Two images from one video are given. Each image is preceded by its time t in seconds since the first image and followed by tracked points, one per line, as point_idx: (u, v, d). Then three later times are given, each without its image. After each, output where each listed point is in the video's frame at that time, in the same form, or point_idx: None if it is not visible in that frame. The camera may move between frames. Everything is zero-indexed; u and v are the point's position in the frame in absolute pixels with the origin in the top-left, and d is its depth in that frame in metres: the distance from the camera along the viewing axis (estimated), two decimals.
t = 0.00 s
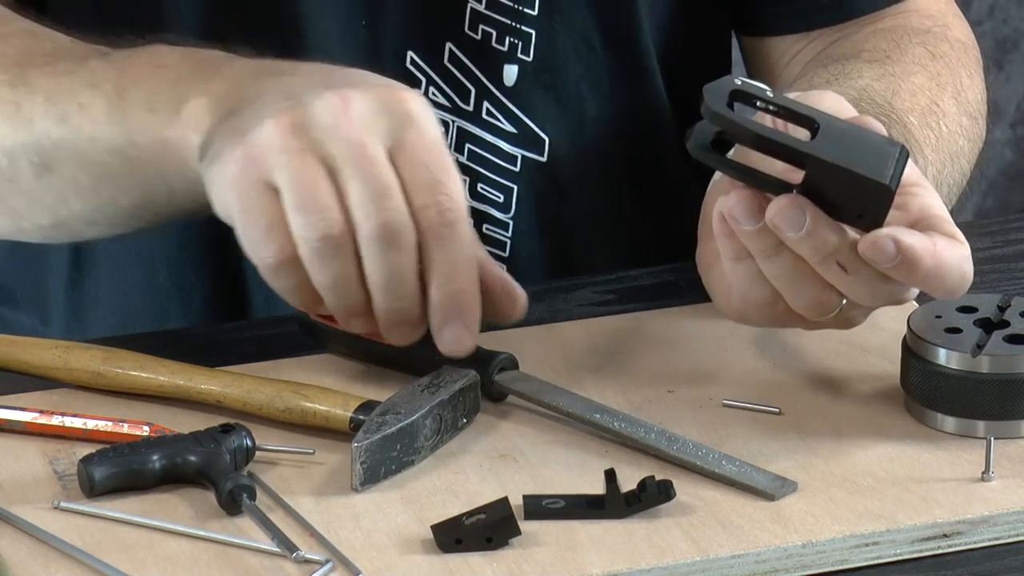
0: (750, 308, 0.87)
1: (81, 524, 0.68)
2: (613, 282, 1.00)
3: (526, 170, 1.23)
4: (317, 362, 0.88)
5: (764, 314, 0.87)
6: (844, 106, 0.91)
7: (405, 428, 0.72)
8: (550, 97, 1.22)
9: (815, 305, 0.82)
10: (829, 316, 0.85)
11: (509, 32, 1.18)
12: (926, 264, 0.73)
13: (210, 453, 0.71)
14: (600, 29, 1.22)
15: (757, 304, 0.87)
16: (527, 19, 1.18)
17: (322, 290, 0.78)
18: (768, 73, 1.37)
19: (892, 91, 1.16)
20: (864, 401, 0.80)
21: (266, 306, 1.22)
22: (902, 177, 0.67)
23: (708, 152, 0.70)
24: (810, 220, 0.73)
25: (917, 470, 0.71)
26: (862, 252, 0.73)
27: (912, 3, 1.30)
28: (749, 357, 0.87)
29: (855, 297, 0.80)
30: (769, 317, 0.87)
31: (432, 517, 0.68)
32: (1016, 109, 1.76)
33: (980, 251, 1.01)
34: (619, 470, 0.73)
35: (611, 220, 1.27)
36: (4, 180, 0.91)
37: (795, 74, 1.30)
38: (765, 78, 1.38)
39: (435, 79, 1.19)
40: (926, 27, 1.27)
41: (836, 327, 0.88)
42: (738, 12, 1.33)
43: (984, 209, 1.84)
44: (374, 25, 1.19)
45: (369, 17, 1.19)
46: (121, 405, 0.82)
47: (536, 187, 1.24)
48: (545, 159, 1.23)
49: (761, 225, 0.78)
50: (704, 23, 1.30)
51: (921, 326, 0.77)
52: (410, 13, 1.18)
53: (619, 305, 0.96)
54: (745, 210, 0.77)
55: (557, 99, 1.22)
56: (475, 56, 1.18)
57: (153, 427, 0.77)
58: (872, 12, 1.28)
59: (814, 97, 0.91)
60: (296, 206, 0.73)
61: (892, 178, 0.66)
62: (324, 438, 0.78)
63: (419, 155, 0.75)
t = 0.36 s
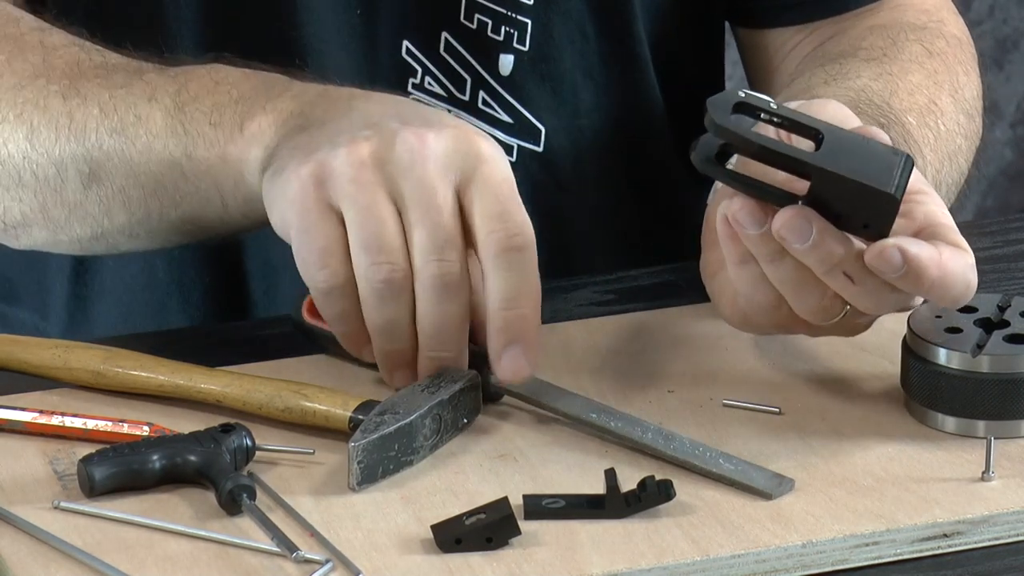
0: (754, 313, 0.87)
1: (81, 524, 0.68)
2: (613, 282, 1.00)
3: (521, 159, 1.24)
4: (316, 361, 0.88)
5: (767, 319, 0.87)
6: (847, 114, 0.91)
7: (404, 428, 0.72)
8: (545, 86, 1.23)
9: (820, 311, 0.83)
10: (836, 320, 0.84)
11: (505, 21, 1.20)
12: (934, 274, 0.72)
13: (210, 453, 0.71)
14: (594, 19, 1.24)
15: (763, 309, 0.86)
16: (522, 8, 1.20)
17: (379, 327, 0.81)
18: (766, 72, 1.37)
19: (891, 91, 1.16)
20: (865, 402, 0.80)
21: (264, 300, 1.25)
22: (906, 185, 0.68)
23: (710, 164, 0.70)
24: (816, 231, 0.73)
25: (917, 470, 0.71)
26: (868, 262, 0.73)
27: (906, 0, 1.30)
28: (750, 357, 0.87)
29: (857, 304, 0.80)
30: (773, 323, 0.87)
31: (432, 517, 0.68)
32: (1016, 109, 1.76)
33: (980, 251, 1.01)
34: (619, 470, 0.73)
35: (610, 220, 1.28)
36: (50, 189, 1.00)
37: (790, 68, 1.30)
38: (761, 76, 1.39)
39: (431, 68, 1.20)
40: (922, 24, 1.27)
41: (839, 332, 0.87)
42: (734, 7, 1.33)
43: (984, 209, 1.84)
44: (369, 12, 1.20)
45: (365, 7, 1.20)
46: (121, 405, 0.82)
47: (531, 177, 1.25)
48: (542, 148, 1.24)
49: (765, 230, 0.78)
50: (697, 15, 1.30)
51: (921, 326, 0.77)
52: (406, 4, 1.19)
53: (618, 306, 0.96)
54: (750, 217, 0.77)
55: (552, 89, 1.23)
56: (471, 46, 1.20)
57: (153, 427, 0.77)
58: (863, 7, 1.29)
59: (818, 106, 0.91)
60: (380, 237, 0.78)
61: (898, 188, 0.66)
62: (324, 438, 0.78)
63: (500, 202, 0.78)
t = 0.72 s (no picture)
0: (754, 308, 0.88)
1: (81, 524, 0.68)
2: (614, 281, 0.99)
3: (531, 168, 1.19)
4: (316, 360, 0.88)
5: (769, 314, 0.88)
6: (856, 110, 0.92)
7: (404, 428, 0.72)
8: (556, 92, 1.18)
9: (818, 305, 0.84)
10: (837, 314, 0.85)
11: (514, 27, 1.15)
12: (949, 267, 0.74)
13: (210, 453, 0.71)
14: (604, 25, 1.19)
15: (760, 302, 0.88)
16: (532, 14, 1.15)
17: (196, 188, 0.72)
18: (768, 72, 1.36)
19: (897, 90, 1.16)
20: (864, 401, 0.80)
21: (269, 306, 1.20)
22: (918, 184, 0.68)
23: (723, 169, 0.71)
24: (832, 232, 0.72)
25: (916, 470, 0.71)
26: (883, 259, 0.73)
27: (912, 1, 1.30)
28: (750, 357, 0.87)
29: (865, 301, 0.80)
30: (776, 317, 0.88)
31: (432, 517, 0.68)
32: (1016, 109, 1.76)
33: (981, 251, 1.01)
34: (619, 470, 0.73)
35: (617, 220, 1.24)
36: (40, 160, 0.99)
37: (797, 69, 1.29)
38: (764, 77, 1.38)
39: (440, 75, 1.15)
40: (928, 25, 1.27)
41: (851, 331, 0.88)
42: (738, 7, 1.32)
43: (984, 209, 1.84)
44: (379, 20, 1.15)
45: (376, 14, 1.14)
46: (121, 405, 0.82)
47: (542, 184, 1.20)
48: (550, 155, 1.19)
49: (764, 228, 0.77)
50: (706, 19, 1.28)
51: (920, 326, 0.77)
52: (413, 9, 1.14)
53: (618, 306, 0.95)
54: (749, 216, 0.76)
55: (560, 95, 1.19)
56: (479, 52, 1.14)
57: (154, 427, 0.77)
58: (872, 10, 1.28)
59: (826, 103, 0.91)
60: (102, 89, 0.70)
61: (910, 187, 0.67)
62: (324, 438, 0.78)
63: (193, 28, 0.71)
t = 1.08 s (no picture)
0: (735, 304, 0.88)
1: (81, 524, 0.68)
2: (613, 282, 0.99)
3: (522, 169, 1.19)
4: (317, 359, 0.88)
5: (750, 311, 0.88)
6: (838, 110, 0.92)
7: (404, 428, 0.72)
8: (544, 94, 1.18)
9: (799, 297, 0.84)
10: (819, 307, 0.86)
11: (503, 29, 1.15)
12: (932, 251, 0.73)
13: (210, 453, 0.71)
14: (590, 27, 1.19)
15: (743, 298, 0.87)
16: (521, 16, 1.15)
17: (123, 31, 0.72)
18: (765, 72, 1.36)
19: (889, 90, 1.16)
20: (865, 402, 0.80)
21: (260, 305, 1.20)
22: (898, 173, 0.67)
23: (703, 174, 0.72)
24: (815, 226, 0.72)
25: (917, 470, 0.71)
26: (868, 249, 0.73)
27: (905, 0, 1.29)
28: (751, 357, 0.87)
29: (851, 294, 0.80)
30: (757, 313, 0.88)
31: (432, 517, 0.68)
32: (1016, 109, 1.76)
33: (979, 251, 1.01)
34: (618, 470, 0.73)
35: (614, 221, 1.24)
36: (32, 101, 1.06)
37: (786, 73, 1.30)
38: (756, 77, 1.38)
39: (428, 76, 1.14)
40: (920, 24, 1.27)
41: (837, 329, 0.88)
42: (730, 8, 1.32)
43: (984, 209, 1.84)
44: (366, 21, 1.14)
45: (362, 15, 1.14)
46: (121, 405, 0.82)
47: (530, 185, 1.20)
48: (539, 155, 1.19)
49: (738, 223, 0.77)
50: (697, 18, 1.28)
51: (920, 325, 0.77)
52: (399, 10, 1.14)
53: (618, 306, 0.96)
54: (722, 211, 0.76)
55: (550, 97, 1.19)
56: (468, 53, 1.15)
57: (153, 427, 0.77)
58: (863, 10, 1.28)
59: (807, 102, 0.91)
60: None
61: (887, 176, 0.66)
62: (325, 438, 0.78)
63: None
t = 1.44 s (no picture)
0: (728, 306, 0.89)
1: (81, 524, 0.68)
2: (613, 281, 0.99)
3: (528, 167, 1.19)
4: (317, 359, 0.88)
5: (744, 313, 0.89)
6: (831, 109, 0.90)
7: (404, 428, 0.72)
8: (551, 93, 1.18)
9: (791, 300, 0.84)
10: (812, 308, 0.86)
11: (510, 27, 1.15)
12: (921, 249, 0.73)
13: (210, 453, 0.71)
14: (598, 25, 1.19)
15: (737, 300, 0.88)
16: (528, 14, 1.15)
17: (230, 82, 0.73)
18: (767, 71, 1.36)
19: (890, 90, 1.16)
20: (865, 402, 0.80)
21: (268, 304, 1.21)
22: (887, 172, 0.66)
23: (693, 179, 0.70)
24: (804, 227, 0.72)
25: (917, 470, 0.71)
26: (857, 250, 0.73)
27: None
28: (753, 359, 0.87)
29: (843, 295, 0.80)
30: (750, 314, 0.88)
31: (432, 517, 0.68)
32: (1016, 109, 1.76)
33: (979, 251, 1.01)
34: (618, 470, 0.73)
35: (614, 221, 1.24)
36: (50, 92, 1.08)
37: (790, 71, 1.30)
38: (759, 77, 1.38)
39: (436, 75, 1.15)
40: (922, 24, 1.27)
41: (832, 330, 0.88)
42: (731, 8, 1.32)
43: (984, 209, 1.84)
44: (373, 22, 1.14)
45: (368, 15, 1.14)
46: (121, 405, 0.82)
47: (539, 185, 1.20)
48: (547, 155, 1.19)
49: (728, 226, 0.77)
50: (698, 17, 1.28)
51: (920, 325, 0.77)
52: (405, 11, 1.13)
53: (618, 306, 0.95)
54: (712, 214, 0.76)
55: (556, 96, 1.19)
56: (477, 52, 1.15)
57: (153, 427, 0.77)
58: (865, 9, 1.28)
59: (799, 102, 0.90)
60: None
61: (875, 175, 0.65)
62: (324, 438, 0.78)
63: None
